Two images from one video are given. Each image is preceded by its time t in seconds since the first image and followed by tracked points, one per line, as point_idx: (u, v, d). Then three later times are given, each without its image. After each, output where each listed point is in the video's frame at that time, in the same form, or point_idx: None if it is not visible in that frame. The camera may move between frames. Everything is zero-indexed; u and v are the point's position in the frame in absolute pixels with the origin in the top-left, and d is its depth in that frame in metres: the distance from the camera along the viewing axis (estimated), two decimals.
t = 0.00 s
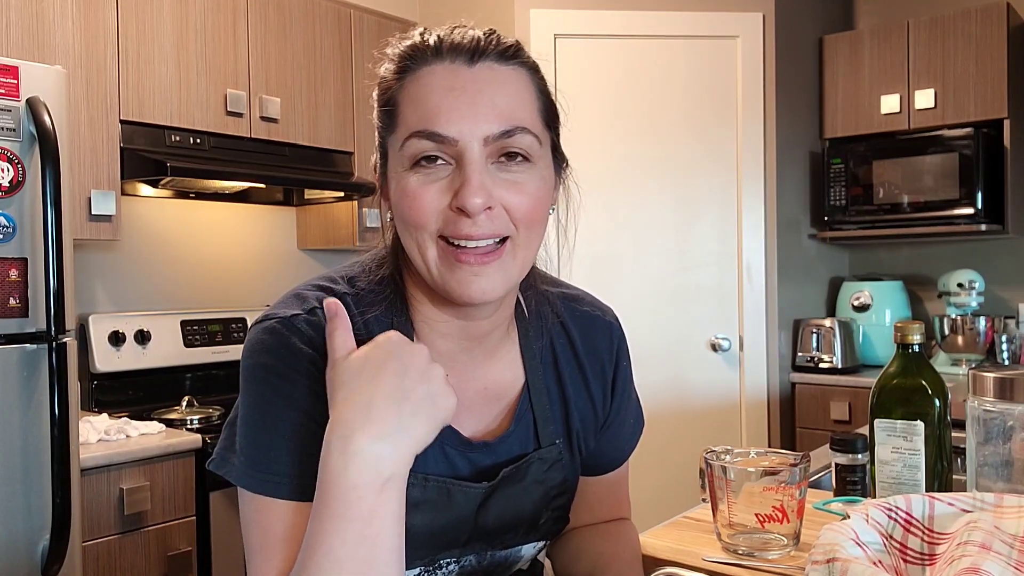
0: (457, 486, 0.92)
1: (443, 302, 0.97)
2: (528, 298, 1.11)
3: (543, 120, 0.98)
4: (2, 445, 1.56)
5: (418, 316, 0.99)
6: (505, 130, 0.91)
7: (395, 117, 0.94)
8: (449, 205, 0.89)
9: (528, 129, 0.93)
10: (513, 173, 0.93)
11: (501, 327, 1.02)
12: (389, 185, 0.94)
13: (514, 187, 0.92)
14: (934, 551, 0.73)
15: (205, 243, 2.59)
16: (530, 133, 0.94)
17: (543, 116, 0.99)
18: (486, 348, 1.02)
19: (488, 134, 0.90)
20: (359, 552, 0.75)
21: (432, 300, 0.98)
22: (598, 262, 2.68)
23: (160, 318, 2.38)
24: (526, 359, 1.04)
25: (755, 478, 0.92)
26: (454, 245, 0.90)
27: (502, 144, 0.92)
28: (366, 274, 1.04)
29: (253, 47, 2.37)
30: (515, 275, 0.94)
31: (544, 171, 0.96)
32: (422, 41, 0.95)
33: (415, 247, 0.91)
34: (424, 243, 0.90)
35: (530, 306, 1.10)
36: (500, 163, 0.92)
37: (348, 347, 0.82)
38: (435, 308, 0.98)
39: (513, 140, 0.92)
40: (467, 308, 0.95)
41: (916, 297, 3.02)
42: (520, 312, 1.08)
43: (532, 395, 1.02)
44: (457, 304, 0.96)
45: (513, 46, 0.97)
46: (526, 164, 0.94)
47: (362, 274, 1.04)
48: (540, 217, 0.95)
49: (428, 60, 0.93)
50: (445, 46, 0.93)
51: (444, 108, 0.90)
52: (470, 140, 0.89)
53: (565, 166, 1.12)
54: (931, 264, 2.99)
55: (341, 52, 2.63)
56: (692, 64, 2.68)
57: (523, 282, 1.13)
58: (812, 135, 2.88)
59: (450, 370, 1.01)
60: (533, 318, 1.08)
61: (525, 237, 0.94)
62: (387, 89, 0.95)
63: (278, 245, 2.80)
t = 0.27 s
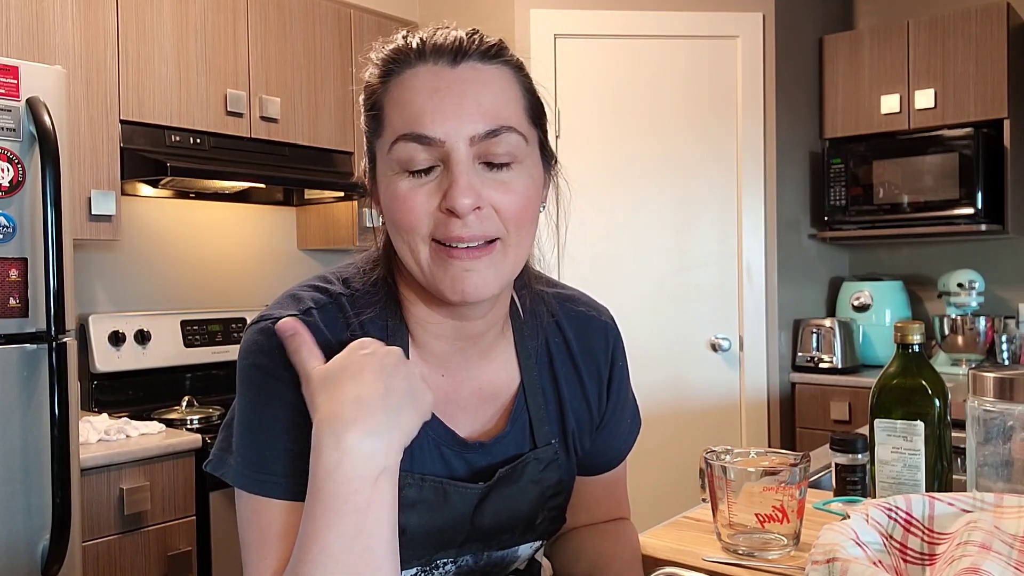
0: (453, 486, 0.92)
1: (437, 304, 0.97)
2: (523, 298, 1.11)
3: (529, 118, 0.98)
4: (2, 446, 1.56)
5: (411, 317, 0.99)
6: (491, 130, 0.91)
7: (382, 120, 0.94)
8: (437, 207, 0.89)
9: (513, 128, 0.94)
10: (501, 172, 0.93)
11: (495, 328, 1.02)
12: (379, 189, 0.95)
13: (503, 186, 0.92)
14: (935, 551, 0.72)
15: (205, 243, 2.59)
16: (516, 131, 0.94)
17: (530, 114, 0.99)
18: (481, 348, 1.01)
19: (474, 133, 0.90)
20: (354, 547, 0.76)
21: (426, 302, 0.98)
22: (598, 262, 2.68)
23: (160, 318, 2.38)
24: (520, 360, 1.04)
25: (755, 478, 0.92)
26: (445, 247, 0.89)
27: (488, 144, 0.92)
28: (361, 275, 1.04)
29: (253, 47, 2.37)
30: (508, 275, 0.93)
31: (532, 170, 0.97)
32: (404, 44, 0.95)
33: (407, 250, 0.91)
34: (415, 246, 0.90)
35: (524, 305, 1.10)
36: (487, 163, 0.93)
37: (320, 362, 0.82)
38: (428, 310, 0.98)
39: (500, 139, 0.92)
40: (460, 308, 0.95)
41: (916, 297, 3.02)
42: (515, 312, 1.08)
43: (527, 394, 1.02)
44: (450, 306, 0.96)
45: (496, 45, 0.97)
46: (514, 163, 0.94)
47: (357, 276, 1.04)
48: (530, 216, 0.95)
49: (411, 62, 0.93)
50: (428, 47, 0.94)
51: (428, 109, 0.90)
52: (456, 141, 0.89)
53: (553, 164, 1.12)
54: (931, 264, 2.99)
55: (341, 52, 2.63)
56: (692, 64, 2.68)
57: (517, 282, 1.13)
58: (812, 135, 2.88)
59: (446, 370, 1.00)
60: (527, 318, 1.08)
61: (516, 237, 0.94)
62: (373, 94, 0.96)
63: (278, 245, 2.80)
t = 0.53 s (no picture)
0: (451, 487, 0.93)
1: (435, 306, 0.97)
2: (519, 298, 1.11)
3: (523, 114, 0.99)
4: (2, 446, 1.56)
5: (408, 318, 0.99)
6: (486, 125, 0.92)
7: (377, 121, 0.94)
8: (435, 203, 0.89)
9: (508, 122, 0.94)
10: (497, 169, 0.93)
11: (493, 327, 1.01)
12: (375, 190, 0.94)
13: (499, 183, 0.92)
14: (934, 551, 0.72)
15: (205, 243, 2.59)
16: (511, 126, 0.95)
17: (523, 110, 1.00)
18: (479, 348, 1.01)
19: (469, 129, 0.91)
20: (354, 548, 0.76)
21: (424, 304, 0.97)
22: (598, 261, 2.68)
23: (160, 318, 2.38)
24: (518, 360, 1.04)
25: (755, 478, 0.92)
26: (443, 245, 0.89)
27: (484, 139, 0.92)
28: (359, 275, 1.04)
29: (253, 47, 2.37)
30: (505, 274, 0.93)
31: (527, 167, 0.97)
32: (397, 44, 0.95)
33: (405, 249, 0.90)
34: (413, 244, 0.90)
35: (521, 306, 1.10)
36: (483, 159, 0.93)
37: (309, 371, 0.80)
38: (425, 310, 0.97)
39: (495, 134, 0.93)
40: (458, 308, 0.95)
41: (916, 297, 3.02)
42: (512, 312, 1.08)
43: (524, 395, 1.02)
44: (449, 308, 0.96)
45: (488, 44, 0.97)
46: (508, 159, 0.94)
47: (354, 275, 1.05)
48: (526, 213, 0.95)
49: (404, 62, 0.93)
50: (421, 46, 0.94)
51: (423, 106, 0.90)
52: (452, 136, 0.90)
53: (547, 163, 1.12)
54: (931, 264, 2.99)
55: (341, 52, 2.63)
56: (692, 63, 2.68)
57: (514, 282, 1.13)
58: (812, 135, 2.88)
59: (442, 371, 1.00)
60: (525, 319, 1.08)
61: (513, 234, 0.93)
62: (367, 95, 0.96)
63: (278, 245, 2.80)
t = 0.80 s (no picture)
0: (450, 487, 0.93)
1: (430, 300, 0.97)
2: (516, 299, 1.11)
3: (515, 106, 0.99)
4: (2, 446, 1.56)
5: (405, 317, 0.98)
6: (475, 113, 0.92)
7: (370, 117, 0.95)
8: (422, 188, 0.89)
9: (498, 111, 0.94)
10: (487, 156, 0.93)
11: (489, 327, 1.03)
12: (369, 185, 0.95)
13: (489, 169, 0.92)
14: (935, 551, 0.72)
15: (205, 243, 2.59)
16: (501, 114, 0.95)
17: (517, 105, 1.00)
18: (477, 348, 1.02)
19: (457, 115, 0.91)
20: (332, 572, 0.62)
21: (419, 298, 0.98)
22: (599, 261, 2.68)
23: (160, 318, 2.38)
24: (515, 361, 1.04)
25: (755, 478, 0.92)
26: (431, 231, 0.89)
27: (472, 126, 0.92)
28: (355, 276, 1.06)
29: (253, 46, 2.37)
30: (496, 260, 0.92)
31: (520, 156, 0.97)
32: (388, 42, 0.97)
33: (395, 237, 0.91)
34: (403, 232, 0.90)
35: (519, 307, 1.10)
36: (473, 147, 0.93)
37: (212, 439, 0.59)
38: (422, 308, 0.98)
39: (484, 122, 0.93)
40: (451, 297, 0.95)
41: (916, 297, 3.02)
42: (510, 313, 1.08)
43: (522, 396, 1.03)
44: (444, 300, 0.96)
45: (479, 39, 0.98)
46: (499, 147, 0.94)
47: (350, 276, 1.06)
48: (518, 203, 0.95)
49: (396, 57, 0.94)
50: (412, 43, 0.95)
51: (411, 95, 0.91)
52: (439, 124, 0.90)
53: (544, 162, 1.12)
54: (932, 264, 2.99)
55: (341, 52, 2.63)
56: (692, 64, 2.68)
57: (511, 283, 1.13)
58: (812, 135, 2.88)
59: (440, 371, 1.00)
60: (522, 320, 1.08)
61: (503, 223, 0.93)
62: (362, 90, 0.98)
63: (277, 245, 2.80)
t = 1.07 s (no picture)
0: (449, 490, 0.94)
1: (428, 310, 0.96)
2: (518, 301, 1.10)
3: (521, 120, 0.98)
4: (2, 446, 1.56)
5: (404, 320, 0.98)
6: (481, 132, 0.92)
7: (373, 123, 0.94)
8: (426, 211, 0.89)
9: (504, 130, 0.94)
10: (490, 178, 0.93)
11: (490, 330, 1.01)
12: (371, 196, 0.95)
13: (491, 192, 0.92)
14: (935, 551, 0.72)
15: (205, 243, 2.59)
16: (507, 133, 0.94)
17: (522, 115, 0.99)
18: (477, 352, 1.01)
19: (462, 137, 0.90)
20: None
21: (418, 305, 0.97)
22: (599, 261, 2.68)
23: (161, 318, 2.38)
24: (516, 364, 1.04)
25: (755, 478, 0.92)
26: (433, 252, 0.89)
27: (478, 146, 0.92)
28: (354, 276, 1.06)
29: (253, 46, 2.37)
30: (497, 280, 0.93)
31: (522, 178, 0.97)
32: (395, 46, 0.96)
33: (398, 256, 0.91)
34: (405, 252, 0.90)
35: (520, 310, 1.09)
36: (477, 166, 0.93)
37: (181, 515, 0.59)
38: (420, 314, 0.97)
39: (490, 142, 0.92)
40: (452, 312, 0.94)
41: (916, 297, 3.02)
42: (511, 315, 1.07)
43: (523, 399, 1.02)
44: (442, 311, 0.95)
45: (488, 46, 0.97)
46: (503, 168, 0.94)
47: (350, 276, 1.06)
48: (520, 221, 0.95)
49: (402, 64, 0.93)
50: (418, 48, 0.94)
51: (416, 112, 0.90)
52: (444, 145, 0.90)
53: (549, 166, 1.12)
54: (931, 264, 2.99)
55: (341, 52, 2.63)
56: (691, 63, 2.68)
57: (512, 285, 1.12)
58: (812, 135, 2.88)
59: (439, 374, 0.99)
60: (523, 322, 1.07)
61: (506, 243, 0.93)
62: (364, 95, 0.97)
63: (278, 245, 2.80)
